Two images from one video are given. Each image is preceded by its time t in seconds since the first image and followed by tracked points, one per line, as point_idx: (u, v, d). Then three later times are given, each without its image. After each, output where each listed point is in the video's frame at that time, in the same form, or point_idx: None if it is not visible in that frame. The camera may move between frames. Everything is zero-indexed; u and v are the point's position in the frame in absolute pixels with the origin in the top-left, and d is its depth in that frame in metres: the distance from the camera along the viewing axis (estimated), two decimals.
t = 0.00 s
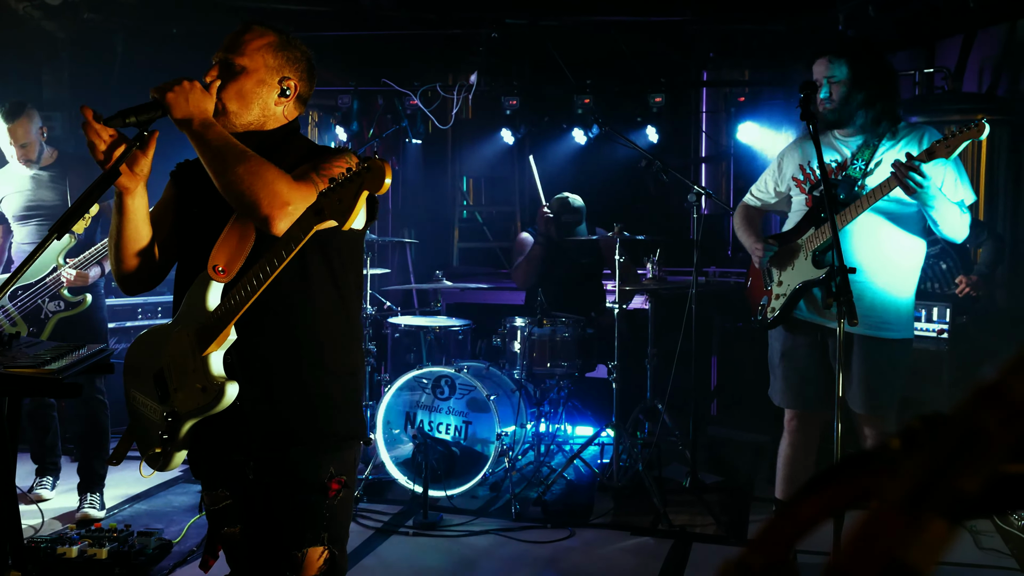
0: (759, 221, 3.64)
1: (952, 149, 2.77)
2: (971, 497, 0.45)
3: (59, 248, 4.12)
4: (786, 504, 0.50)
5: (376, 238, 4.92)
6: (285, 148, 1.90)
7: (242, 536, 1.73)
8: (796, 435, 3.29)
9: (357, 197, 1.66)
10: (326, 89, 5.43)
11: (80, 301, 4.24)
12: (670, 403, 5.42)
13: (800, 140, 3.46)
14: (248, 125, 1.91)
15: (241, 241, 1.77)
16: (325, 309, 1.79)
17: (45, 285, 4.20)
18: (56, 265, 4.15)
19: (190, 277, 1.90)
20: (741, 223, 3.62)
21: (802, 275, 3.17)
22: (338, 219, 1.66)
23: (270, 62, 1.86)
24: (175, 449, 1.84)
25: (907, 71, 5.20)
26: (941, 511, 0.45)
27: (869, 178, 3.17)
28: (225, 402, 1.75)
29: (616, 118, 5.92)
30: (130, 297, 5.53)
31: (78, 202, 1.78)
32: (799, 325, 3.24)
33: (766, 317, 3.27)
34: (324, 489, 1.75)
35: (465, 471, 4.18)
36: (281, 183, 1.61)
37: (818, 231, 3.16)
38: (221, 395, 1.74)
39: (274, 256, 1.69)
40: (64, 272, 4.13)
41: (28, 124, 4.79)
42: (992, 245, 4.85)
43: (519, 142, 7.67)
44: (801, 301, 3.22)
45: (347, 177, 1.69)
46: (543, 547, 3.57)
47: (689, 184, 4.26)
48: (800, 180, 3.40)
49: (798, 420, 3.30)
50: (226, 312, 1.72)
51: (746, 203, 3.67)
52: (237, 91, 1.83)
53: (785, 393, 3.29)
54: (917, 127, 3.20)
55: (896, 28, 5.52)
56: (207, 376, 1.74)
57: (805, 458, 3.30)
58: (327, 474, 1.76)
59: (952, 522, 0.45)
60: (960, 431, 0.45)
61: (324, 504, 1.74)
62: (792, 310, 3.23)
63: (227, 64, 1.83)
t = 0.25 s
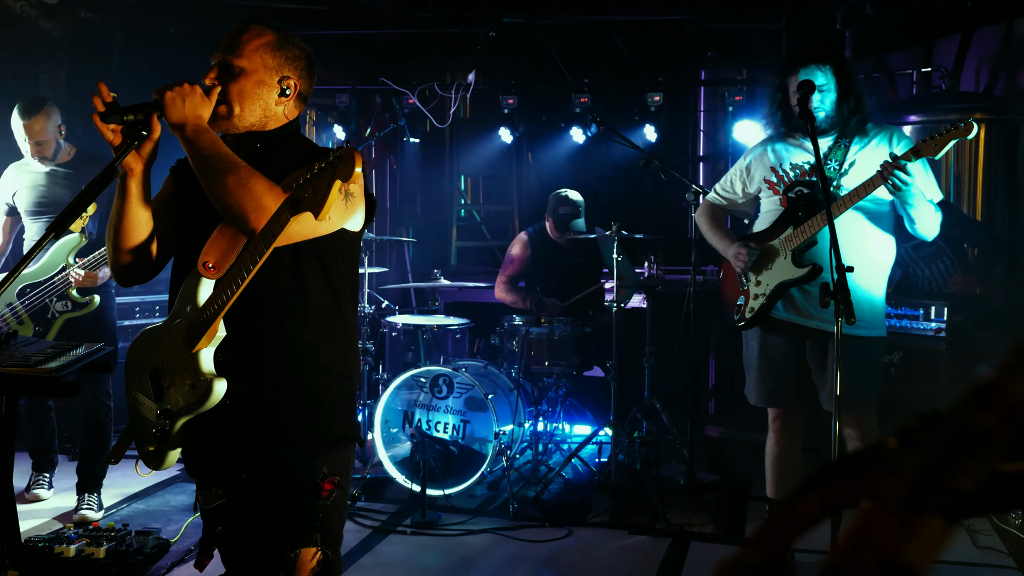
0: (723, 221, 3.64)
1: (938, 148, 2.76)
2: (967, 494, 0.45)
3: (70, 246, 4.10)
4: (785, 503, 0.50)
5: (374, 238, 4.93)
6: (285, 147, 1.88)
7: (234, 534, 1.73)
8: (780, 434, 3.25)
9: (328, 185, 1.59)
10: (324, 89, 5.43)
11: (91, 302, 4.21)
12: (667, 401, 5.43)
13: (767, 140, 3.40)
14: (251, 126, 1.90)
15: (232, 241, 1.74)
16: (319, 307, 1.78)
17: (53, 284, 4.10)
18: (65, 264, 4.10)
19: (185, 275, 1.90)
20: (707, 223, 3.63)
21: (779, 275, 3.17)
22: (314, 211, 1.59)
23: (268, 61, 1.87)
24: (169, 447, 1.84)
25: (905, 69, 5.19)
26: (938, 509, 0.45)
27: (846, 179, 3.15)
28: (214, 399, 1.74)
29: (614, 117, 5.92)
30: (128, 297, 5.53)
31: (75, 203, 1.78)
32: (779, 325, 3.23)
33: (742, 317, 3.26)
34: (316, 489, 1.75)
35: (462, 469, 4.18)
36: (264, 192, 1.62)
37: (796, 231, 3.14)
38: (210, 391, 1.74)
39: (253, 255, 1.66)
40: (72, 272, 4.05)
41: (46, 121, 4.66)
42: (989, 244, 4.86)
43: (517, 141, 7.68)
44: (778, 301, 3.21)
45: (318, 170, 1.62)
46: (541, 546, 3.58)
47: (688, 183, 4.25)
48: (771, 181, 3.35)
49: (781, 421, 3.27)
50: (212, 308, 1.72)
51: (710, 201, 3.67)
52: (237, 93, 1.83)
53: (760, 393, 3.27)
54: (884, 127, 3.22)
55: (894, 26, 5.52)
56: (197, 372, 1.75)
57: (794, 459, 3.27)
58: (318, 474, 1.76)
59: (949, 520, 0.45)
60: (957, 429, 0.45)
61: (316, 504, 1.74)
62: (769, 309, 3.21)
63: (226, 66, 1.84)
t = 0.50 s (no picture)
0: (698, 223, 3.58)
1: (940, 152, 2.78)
2: (966, 496, 0.45)
3: (78, 243, 4.05)
4: (784, 503, 0.50)
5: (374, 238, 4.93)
6: (286, 149, 1.90)
7: (234, 534, 1.73)
8: (770, 435, 3.23)
9: (335, 191, 1.61)
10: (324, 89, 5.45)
11: (89, 302, 4.10)
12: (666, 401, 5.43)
13: (744, 140, 3.38)
14: (251, 126, 1.89)
15: (234, 241, 1.74)
16: (318, 308, 1.78)
17: (57, 281, 4.05)
18: (71, 261, 4.05)
19: (186, 276, 1.91)
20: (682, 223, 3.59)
21: (775, 279, 3.16)
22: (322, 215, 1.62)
23: (269, 62, 1.86)
24: (167, 447, 1.84)
25: (904, 69, 5.19)
26: (935, 508, 0.45)
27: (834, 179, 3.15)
28: (215, 400, 1.75)
29: (613, 118, 5.93)
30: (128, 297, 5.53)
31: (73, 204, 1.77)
32: (776, 330, 3.20)
33: (737, 320, 3.25)
34: (316, 488, 1.74)
35: (461, 470, 4.18)
36: (272, 199, 1.62)
37: (788, 235, 3.12)
38: (211, 392, 1.74)
39: (258, 257, 1.67)
40: (77, 269, 4.00)
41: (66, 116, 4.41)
42: (988, 244, 4.85)
43: (517, 141, 7.68)
44: (770, 305, 3.20)
45: (325, 177, 1.64)
46: (541, 546, 3.58)
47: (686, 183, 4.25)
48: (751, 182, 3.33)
49: (772, 422, 3.24)
50: (215, 308, 1.72)
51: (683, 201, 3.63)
52: (238, 93, 1.83)
53: (748, 395, 3.25)
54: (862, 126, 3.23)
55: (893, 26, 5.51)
56: (197, 373, 1.75)
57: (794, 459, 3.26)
58: (318, 474, 1.75)
59: (949, 520, 0.45)
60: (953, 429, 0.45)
61: (315, 504, 1.73)
62: (761, 314, 3.20)
63: (227, 66, 1.83)
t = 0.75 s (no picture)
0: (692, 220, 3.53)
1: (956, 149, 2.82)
2: (965, 496, 0.45)
3: (81, 243, 4.06)
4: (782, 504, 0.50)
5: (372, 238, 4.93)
6: (288, 155, 1.89)
7: (238, 533, 1.75)
8: (770, 436, 3.22)
9: (357, 205, 1.68)
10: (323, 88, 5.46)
11: (86, 303, 4.09)
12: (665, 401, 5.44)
13: (740, 141, 3.36)
14: (256, 126, 1.89)
15: (242, 246, 1.76)
16: (321, 308, 1.78)
17: (55, 280, 4.02)
18: (70, 261, 4.04)
19: (191, 279, 1.91)
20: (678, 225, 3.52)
21: (785, 280, 3.14)
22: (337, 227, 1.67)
23: (276, 62, 1.88)
24: (174, 450, 1.84)
25: (902, 69, 5.19)
26: (933, 509, 0.45)
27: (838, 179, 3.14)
28: (225, 404, 1.75)
29: (612, 118, 5.93)
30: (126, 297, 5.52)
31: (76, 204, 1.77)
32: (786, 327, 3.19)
33: (745, 319, 3.20)
34: (319, 488, 1.75)
35: (460, 470, 4.17)
36: (271, 204, 1.62)
37: (796, 234, 3.11)
38: (222, 397, 1.74)
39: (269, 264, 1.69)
40: (75, 270, 4.01)
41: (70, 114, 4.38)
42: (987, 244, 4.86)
43: (516, 141, 7.69)
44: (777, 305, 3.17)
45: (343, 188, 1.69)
46: (539, 546, 3.58)
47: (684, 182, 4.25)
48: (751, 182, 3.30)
49: (771, 422, 3.23)
50: (226, 315, 1.73)
51: (676, 202, 3.57)
52: (245, 90, 1.83)
53: (751, 395, 3.23)
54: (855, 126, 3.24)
55: (892, 26, 5.51)
56: (207, 378, 1.75)
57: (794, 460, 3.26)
58: (321, 474, 1.76)
59: (947, 520, 0.45)
60: (951, 429, 0.46)
61: (319, 503, 1.74)
62: (769, 314, 3.17)
63: (236, 64, 1.84)
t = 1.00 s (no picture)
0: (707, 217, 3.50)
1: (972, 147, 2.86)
2: (965, 492, 0.45)
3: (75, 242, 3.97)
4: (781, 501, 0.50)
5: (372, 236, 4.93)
6: (289, 155, 1.90)
7: (243, 529, 1.75)
8: (775, 436, 3.18)
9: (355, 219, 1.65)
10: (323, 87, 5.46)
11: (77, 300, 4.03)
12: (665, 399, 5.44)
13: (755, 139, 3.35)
14: (257, 124, 1.89)
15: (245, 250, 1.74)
16: (324, 308, 1.78)
17: (46, 277, 3.98)
18: (64, 259, 3.98)
19: (196, 280, 1.91)
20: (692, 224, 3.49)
21: (806, 276, 3.13)
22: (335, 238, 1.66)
23: (278, 59, 1.87)
24: (185, 450, 1.85)
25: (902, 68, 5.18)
26: (934, 506, 0.45)
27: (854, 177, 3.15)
28: (232, 409, 1.75)
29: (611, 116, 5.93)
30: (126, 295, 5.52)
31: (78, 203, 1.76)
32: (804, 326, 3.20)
33: (762, 315, 3.19)
34: (324, 484, 1.75)
35: (460, 468, 4.17)
36: (269, 210, 1.61)
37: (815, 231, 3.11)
38: (228, 402, 1.74)
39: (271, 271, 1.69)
40: (67, 266, 3.96)
41: (65, 114, 4.30)
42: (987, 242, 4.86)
43: (516, 140, 7.69)
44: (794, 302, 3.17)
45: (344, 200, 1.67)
46: (539, 544, 3.58)
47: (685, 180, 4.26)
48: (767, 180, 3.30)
49: (776, 421, 3.20)
50: (230, 321, 1.72)
51: (690, 201, 3.55)
52: (246, 86, 1.83)
53: (762, 391, 3.21)
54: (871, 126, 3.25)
55: (892, 24, 5.51)
56: (213, 382, 1.74)
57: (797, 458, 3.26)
58: (326, 470, 1.75)
59: (947, 519, 0.45)
60: (952, 426, 0.46)
61: (324, 499, 1.74)
62: (786, 311, 3.16)
63: (237, 60, 1.83)
